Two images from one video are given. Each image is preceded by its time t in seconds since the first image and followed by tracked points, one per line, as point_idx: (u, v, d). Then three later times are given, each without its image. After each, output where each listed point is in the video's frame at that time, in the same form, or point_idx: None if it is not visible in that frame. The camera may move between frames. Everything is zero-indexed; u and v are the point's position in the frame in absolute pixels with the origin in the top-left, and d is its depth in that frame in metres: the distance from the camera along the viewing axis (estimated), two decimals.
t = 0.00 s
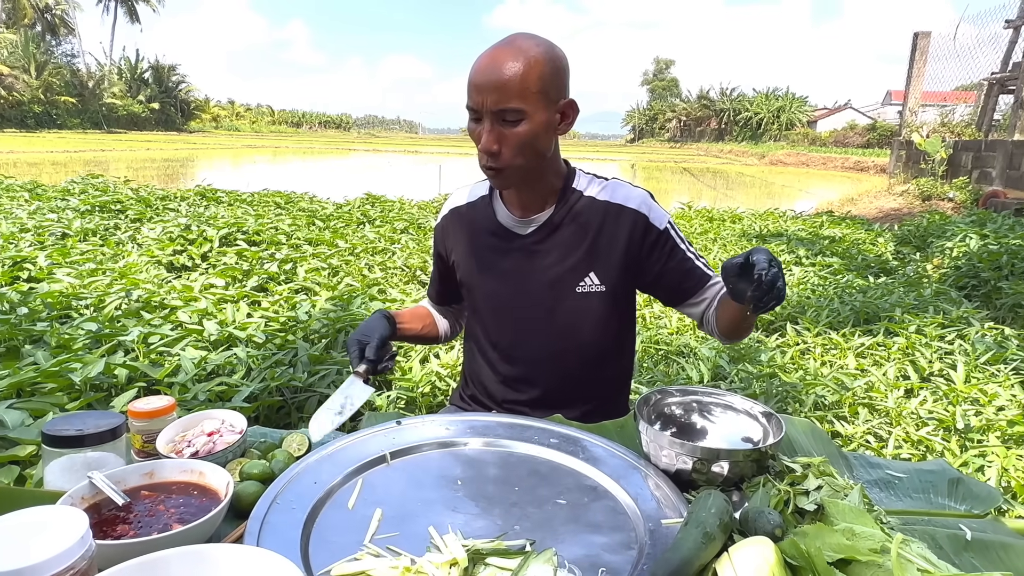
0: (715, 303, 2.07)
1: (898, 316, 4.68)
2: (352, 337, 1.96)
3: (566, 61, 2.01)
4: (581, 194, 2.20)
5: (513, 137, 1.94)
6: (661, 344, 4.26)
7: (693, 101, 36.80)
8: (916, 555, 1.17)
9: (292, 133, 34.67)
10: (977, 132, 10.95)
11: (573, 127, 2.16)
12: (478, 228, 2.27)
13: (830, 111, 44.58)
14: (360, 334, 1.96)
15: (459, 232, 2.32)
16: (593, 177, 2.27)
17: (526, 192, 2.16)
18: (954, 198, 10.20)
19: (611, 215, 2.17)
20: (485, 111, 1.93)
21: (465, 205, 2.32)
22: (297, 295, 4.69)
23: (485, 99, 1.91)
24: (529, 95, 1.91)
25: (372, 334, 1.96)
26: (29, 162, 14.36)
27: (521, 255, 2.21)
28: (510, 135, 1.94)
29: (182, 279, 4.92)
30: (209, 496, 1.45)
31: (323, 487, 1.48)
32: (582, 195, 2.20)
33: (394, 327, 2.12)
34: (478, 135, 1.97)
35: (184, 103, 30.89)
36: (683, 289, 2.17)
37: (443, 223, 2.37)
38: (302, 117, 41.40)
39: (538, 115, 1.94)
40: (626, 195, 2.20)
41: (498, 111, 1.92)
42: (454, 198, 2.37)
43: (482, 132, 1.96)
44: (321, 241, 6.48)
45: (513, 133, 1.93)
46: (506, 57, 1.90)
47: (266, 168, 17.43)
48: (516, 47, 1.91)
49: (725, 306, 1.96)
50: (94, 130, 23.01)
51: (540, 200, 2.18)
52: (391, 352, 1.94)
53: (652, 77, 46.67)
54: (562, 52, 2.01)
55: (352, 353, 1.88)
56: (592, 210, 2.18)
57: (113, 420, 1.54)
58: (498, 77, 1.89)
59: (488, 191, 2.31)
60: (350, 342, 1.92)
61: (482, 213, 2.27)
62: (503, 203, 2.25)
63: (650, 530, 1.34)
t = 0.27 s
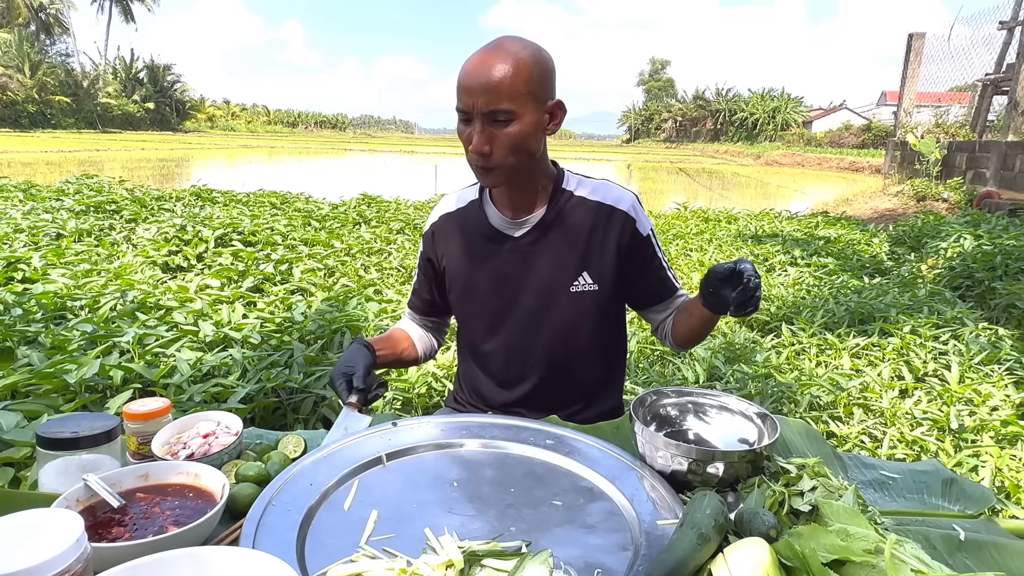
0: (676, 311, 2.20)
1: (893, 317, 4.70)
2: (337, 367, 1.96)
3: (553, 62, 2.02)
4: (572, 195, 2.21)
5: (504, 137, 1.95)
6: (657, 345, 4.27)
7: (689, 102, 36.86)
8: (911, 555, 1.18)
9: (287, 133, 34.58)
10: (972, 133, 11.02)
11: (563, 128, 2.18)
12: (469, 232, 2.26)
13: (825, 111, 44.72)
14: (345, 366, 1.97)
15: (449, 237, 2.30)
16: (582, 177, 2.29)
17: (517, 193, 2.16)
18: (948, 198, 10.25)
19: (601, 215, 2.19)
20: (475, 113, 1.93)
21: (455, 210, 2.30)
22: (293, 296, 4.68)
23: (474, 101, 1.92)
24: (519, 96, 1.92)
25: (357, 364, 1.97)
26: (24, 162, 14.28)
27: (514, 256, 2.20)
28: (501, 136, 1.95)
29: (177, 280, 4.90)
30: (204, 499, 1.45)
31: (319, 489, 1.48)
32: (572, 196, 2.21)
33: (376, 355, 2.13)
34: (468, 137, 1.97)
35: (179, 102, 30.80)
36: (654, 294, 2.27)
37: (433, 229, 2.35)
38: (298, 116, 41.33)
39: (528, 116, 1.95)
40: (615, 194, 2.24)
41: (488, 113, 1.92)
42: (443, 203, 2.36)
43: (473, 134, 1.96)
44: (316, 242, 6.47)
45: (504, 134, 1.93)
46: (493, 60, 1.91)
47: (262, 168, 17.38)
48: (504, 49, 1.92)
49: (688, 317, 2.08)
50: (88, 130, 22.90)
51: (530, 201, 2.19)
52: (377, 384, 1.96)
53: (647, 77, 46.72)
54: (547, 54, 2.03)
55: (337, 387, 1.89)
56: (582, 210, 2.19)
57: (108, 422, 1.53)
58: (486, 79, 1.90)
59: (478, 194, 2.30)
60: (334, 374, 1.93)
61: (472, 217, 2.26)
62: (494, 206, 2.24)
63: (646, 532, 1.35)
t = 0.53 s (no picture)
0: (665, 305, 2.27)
1: (888, 315, 4.72)
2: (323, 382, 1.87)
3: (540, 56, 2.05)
4: (562, 190, 2.22)
5: (524, 132, 1.95)
6: (653, 343, 4.28)
7: (685, 102, 36.92)
8: (904, 550, 1.19)
9: (283, 132, 34.50)
10: (967, 133, 11.07)
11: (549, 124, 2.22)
12: (461, 232, 2.22)
13: (820, 111, 44.85)
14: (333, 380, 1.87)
15: (440, 238, 2.25)
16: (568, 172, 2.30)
17: (514, 189, 2.14)
18: (943, 198, 10.29)
19: (591, 210, 2.22)
20: (499, 109, 1.90)
21: (445, 211, 2.27)
22: (289, 295, 4.67)
23: (499, 97, 1.88)
24: (533, 88, 1.93)
25: (347, 379, 1.87)
26: (18, 162, 14.21)
27: (509, 254, 2.19)
28: (523, 130, 1.95)
29: (173, 279, 4.89)
30: (201, 495, 1.45)
31: (316, 486, 1.49)
32: (562, 192, 2.22)
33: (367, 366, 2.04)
34: (489, 134, 1.94)
35: (174, 102, 30.71)
36: (641, 285, 2.34)
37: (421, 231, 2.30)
38: (294, 116, 41.23)
39: (539, 109, 1.98)
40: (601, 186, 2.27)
41: (510, 109, 1.90)
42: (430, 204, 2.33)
43: (496, 131, 1.93)
44: (313, 241, 6.47)
45: (527, 127, 1.93)
46: (503, 56, 1.88)
47: (258, 168, 17.34)
48: (505, 44, 1.92)
49: (681, 312, 2.17)
50: (83, 130, 22.80)
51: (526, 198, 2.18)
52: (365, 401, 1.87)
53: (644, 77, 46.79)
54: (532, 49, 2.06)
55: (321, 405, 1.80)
56: (573, 205, 2.21)
57: (105, 420, 1.53)
58: (506, 76, 1.87)
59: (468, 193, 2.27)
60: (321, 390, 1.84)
61: (463, 218, 2.23)
62: (485, 204, 2.22)
63: (642, 527, 1.35)
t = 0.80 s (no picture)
0: (715, 298, 2.15)
1: (884, 314, 4.73)
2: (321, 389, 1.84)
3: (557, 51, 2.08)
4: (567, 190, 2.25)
5: (555, 128, 1.99)
6: (650, 343, 4.28)
7: (681, 101, 36.96)
8: (900, 546, 1.19)
9: (279, 132, 34.44)
10: (962, 132, 11.12)
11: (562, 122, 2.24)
12: (467, 231, 2.22)
13: (816, 111, 44.95)
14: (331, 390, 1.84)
15: (446, 237, 2.23)
16: (573, 173, 2.31)
17: (527, 189, 2.15)
18: (939, 197, 10.32)
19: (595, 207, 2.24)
20: (537, 102, 1.93)
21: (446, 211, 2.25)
22: (286, 294, 4.66)
23: (540, 89, 1.90)
24: (560, 84, 1.97)
25: (349, 393, 1.84)
26: (12, 161, 14.15)
27: (514, 252, 2.20)
28: (554, 125, 1.98)
29: (169, 279, 4.87)
30: (197, 495, 1.45)
31: (312, 485, 1.48)
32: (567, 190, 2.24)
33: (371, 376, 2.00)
34: (523, 128, 1.95)
35: (170, 102, 30.63)
36: (667, 271, 2.26)
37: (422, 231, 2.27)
38: (290, 116, 41.15)
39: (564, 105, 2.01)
40: (606, 185, 2.29)
41: (548, 102, 1.94)
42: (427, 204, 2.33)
43: (533, 123, 1.94)
44: (309, 241, 6.45)
45: (558, 122, 1.97)
46: (534, 51, 1.91)
47: (254, 168, 17.30)
48: (530, 41, 1.94)
49: (736, 312, 2.06)
50: (78, 129, 22.72)
51: (535, 196, 2.19)
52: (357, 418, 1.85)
53: (640, 77, 46.84)
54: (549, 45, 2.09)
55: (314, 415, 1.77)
56: (579, 203, 2.23)
57: (100, 420, 1.53)
58: (544, 68, 1.90)
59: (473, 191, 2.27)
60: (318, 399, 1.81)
61: (468, 217, 2.22)
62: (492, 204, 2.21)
63: (638, 526, 1.35)
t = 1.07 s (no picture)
0: (729, 316, 1.85)
1: (879, 312, 4.74)
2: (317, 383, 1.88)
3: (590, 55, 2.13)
4: (588, 198, 2.21)
5: (588, 123, 2.02)
6: (646, 342, 4.28)
7: (678, 100, 37.01)
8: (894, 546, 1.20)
9: (276, 131, 34.38)
10: (957, 130, 11.16)
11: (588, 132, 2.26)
12: (482, 229, 2.24)
13: (812, 110, 45.06)
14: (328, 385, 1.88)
15: (462, 233, 2.27)
16: (603, 182, 2.27)
17: (550, 188, 2.15)
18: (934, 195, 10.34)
19: (613, 216, 2.18)
20: (573, 93, 1.96)
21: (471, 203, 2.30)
22: (281, 294, 4.65)
23: (576, 81, 1.95)
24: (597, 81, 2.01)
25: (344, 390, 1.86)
26: (7, 161, 14.09)
27: (523, 256, 2.19)
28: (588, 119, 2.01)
29: (164, 279, 4.85)
30: (190, 496, 1.44)
31: (306, 486, 1.48)
32: (588, 198, 2.20)
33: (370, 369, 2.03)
34: (559, 117, 1.97)
35: (166, 101, 30.56)
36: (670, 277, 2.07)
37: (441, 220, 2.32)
38: (287, 115, 41.07)
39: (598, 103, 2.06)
40: (629, 197, 2.23)
41: (583, 95, 1.97)
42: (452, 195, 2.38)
43: (566, 114, 1.97)
44: (305, 241, 6.44)
45: (591, 118, 2.00)
46: (570, 44, 1.96)
47: (250, 168, 17.26)
48: (570, 36, 1.99)
49: (761, 350, 1.77)
50: (74, 129, 22.65)
51: (552, 198, 2.18)
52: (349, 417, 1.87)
53: (636, 76, 46.88)
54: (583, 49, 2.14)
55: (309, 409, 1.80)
56: (595, 212, 2.18)
57: (92, 421, 1.52)
58: (581, 59, 1.95)
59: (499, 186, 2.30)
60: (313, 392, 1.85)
61: (486, 213, 2.25)
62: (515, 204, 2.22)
63: (634, 525, 1.35)
